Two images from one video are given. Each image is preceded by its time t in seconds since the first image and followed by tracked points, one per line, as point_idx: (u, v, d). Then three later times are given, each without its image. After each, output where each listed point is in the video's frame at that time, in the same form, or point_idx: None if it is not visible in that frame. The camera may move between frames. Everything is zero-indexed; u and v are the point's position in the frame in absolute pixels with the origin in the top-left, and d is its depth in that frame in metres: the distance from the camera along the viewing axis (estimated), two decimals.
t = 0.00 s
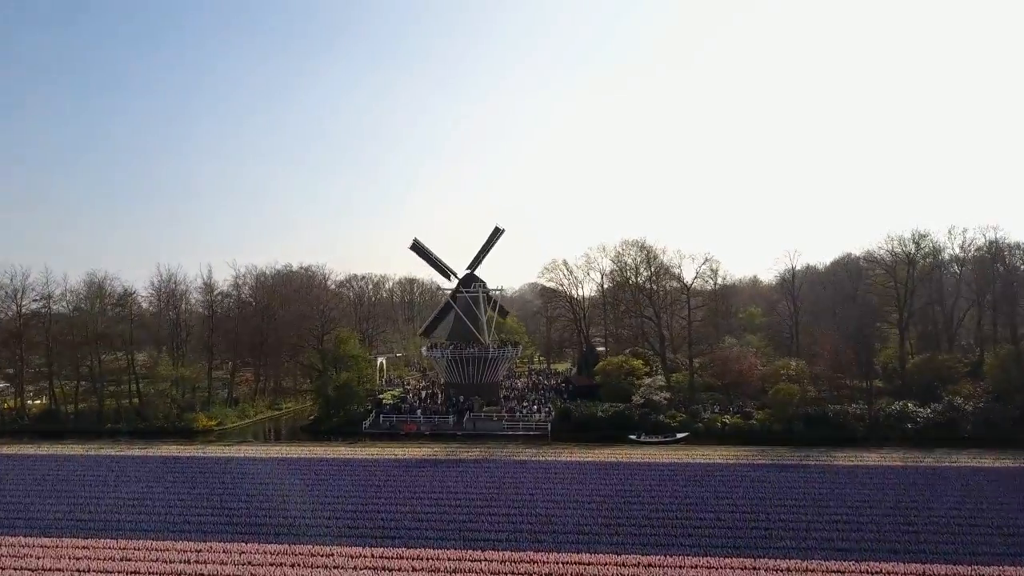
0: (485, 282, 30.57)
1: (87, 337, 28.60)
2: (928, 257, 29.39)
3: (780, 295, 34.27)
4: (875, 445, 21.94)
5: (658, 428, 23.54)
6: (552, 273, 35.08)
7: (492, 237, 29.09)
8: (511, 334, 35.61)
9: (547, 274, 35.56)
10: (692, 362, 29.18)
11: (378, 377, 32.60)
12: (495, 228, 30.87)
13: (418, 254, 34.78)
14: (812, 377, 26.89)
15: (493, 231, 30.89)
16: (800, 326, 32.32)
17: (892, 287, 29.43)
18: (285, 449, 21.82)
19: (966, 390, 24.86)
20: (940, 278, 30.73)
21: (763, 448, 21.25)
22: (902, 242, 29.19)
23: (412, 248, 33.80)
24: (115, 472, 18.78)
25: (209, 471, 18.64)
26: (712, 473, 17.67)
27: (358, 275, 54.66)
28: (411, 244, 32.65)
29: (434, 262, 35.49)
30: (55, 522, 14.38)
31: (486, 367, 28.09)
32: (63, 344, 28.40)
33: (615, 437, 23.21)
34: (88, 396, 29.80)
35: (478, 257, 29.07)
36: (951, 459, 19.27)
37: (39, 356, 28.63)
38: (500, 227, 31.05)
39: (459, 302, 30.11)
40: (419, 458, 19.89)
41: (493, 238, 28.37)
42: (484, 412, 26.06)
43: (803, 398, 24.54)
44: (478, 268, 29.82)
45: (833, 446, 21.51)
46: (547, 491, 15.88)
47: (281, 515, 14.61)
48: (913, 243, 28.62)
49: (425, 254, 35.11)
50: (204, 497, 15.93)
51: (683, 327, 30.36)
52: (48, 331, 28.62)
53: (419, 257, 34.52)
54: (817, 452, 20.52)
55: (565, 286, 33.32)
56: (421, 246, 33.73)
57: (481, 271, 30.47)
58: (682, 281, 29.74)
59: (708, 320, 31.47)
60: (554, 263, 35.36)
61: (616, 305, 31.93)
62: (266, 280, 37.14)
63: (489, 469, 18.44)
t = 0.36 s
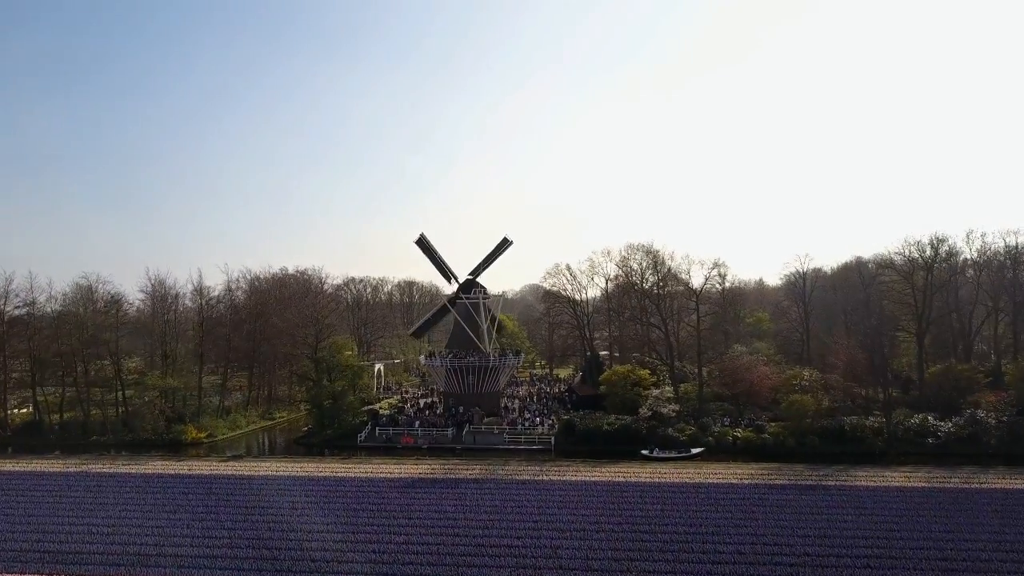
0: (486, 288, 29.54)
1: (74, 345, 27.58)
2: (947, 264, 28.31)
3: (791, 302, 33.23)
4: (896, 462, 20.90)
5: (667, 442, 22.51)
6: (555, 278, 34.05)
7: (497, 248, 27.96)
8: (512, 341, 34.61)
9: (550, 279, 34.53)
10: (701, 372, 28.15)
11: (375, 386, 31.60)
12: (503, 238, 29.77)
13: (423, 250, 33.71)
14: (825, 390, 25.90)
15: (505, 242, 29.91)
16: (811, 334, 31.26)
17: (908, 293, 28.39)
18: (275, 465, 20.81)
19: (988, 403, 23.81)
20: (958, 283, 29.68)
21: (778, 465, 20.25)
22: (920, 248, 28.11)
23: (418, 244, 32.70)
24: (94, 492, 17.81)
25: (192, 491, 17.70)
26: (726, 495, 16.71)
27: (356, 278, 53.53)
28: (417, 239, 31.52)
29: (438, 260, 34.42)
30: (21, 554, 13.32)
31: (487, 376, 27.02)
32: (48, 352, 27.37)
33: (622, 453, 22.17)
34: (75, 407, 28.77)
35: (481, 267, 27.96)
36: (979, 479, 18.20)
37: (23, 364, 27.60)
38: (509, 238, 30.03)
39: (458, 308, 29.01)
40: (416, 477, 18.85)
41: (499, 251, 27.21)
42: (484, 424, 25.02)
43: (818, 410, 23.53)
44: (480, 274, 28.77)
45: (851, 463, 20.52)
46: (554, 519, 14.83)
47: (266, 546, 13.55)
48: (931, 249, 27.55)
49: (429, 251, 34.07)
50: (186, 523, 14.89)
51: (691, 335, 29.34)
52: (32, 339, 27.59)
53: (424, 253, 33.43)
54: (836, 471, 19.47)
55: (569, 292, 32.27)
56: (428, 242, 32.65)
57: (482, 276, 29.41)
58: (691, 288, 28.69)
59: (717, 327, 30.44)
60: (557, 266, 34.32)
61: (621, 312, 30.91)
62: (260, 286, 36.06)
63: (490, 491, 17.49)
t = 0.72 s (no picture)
0: (486, 294, 28.40)
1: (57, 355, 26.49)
2: (967, 270, 27.19)
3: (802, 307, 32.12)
4: (919, 480, 19.82)
5: (676, 457, 21.44)
6: (558, 283, 32.94)
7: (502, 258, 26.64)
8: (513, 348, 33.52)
9: (553, 284, 33.43)
10: (710, 383, 27.08)
11: (371, 395, 30.53)
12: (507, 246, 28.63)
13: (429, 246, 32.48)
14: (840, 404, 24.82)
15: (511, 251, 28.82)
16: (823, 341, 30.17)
17: (926, 300, 27.28)
18: (264, 482, 19.74)
19: (1012, 417, 22.71)
20: (977, 289, 28.57)
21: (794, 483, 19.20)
22: (939, 253, 26.98)
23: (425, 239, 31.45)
24: (70, 535, 16.78)
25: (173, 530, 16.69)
26: (742, 522, 15.66)
27: (354, 280, 52.41)
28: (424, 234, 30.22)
29: (443, 258, 33.21)
30: None
31: (487, 386, 25.95)
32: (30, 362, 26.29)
33: (629, 470, 21.12)
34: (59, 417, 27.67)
35: (483, 276, 26.77)
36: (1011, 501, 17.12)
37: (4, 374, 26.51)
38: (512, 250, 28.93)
39: (457, 315, 27.89)
40: (411, 497, 17.79)
41: (502, 265, 25.96)
42: (485, 438, 23.96)
43: (834, 423, 22.47)
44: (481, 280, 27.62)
45: (871, 480, 19.48)
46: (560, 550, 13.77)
47: None
48: (951, 255, 26.43)
49: (435, 248, 32.88)
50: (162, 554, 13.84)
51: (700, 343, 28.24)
52: (14, 347, 26.50)
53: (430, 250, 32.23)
54: (856, 490, 18.40)
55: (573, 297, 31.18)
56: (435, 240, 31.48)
57: (482, 281, 28.25)
58: (700, 294, 27.57)
59: (727, 334, 29.34)
60: (560, 271, 33.21)
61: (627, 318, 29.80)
62: (255, 291, 34.97)
63: (490, 517, 16.45)
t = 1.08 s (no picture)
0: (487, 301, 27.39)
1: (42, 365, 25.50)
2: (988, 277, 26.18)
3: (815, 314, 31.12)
4: (941, 499, 18.84)
5: (685, 474, 20.45)
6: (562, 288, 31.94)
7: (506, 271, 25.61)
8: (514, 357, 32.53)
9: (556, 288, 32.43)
10: (719, 394, 26.10)
11: (368, 404, 29.56)
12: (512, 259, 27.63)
13: (435, 245, 31.47)
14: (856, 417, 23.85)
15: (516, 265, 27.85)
16: (836, 349, 29.19)
17: (945, 308, 26.29)
18: (253, 500, 18.74)
19: None
20: (997, 296, 27.56)
21: (811, 503, 18.22)
22: (959, 259, 25.97)
23: (435, 238, 30.46)
24: (45, 562, 15.84)
25: (154, 559, 15.73)
26: (759, 550, 14.67)
27: (352, 284, 51.38)
28: (434, 233, 29.14)
29: (449, 258, 32.20)
30: None
31: (487, 397, 24.95)
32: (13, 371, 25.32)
33: (637, 488, 20.13)
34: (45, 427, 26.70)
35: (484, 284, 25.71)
36: None
37: None
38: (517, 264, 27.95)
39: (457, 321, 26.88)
40: (406, 519, 16.82)
41: (505, 278, 24.91)
42: (485, 452, 22.97)
43: (851, 437, 21.47)
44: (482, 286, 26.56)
45: (892, 500, 18.49)
46: None
47: None
48: (972, 262, 25.43)
49: (442, 247, 31.88)
50: None
51: (709, 352, 27.25)
52: None
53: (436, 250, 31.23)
54: (877, 511, 17.40)
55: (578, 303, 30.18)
56: (442, 239, 30.52)
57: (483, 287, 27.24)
58: (710, 301, 26.58)
59: (738, 341, 28.34)
60: (564, 276, 32.21)
61: (633, 325, 28.81)
62: (249, 296, 33.94)
63: (490, 543, 15.46)
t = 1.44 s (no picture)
0: (488, 309, 26.28)
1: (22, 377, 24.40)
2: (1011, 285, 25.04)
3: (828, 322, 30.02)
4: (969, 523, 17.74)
5: (697, 493, 19.37)
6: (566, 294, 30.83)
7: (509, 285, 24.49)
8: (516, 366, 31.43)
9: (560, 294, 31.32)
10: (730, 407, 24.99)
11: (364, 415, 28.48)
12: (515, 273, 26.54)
13: (446, 245, 30.49)
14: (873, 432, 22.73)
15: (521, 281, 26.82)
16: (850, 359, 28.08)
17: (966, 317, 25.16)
18: (239, 524, 17.66)
19: None
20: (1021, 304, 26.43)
21: (832, 528, 17.13)
22: (982, 267, 24.84)
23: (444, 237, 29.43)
24: None
25: None
26: None
27: (351, 288, 50.34)
28: (448, 232, 28.16)
29: (454, 261, 31.13)
30: None
31: (488, 410, 23.87)
32: None
33: (647, 510, 19.05)
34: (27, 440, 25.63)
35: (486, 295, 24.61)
36: None
37: None
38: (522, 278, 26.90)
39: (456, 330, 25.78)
40: (402, 546, 15.76)
41: (508, 292, 23.85)
42: (486, 468, 21.89)
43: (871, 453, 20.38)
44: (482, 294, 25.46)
45: (918, 525, 17.40)
46: None
47: None
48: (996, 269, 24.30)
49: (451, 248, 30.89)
50: None
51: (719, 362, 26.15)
52: None
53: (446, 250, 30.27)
54: (903, 538, 16.33)
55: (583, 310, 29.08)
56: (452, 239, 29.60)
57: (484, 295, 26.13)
58: (721, 309, 25.47)
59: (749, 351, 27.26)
60: (568, 281, 31.10)
61: (640, 334, 27.70)
62: (243, 302, 32.84)
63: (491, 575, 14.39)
